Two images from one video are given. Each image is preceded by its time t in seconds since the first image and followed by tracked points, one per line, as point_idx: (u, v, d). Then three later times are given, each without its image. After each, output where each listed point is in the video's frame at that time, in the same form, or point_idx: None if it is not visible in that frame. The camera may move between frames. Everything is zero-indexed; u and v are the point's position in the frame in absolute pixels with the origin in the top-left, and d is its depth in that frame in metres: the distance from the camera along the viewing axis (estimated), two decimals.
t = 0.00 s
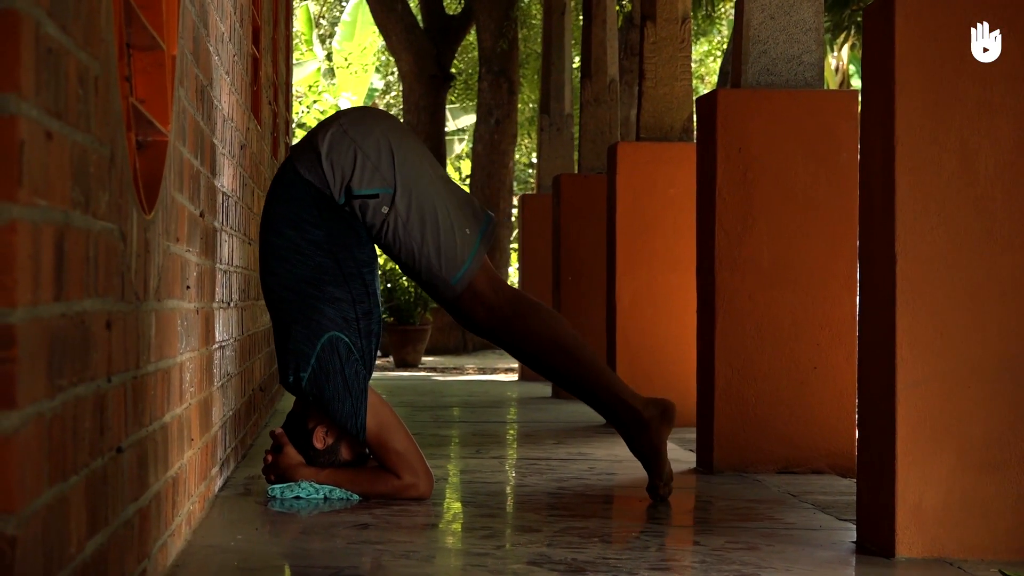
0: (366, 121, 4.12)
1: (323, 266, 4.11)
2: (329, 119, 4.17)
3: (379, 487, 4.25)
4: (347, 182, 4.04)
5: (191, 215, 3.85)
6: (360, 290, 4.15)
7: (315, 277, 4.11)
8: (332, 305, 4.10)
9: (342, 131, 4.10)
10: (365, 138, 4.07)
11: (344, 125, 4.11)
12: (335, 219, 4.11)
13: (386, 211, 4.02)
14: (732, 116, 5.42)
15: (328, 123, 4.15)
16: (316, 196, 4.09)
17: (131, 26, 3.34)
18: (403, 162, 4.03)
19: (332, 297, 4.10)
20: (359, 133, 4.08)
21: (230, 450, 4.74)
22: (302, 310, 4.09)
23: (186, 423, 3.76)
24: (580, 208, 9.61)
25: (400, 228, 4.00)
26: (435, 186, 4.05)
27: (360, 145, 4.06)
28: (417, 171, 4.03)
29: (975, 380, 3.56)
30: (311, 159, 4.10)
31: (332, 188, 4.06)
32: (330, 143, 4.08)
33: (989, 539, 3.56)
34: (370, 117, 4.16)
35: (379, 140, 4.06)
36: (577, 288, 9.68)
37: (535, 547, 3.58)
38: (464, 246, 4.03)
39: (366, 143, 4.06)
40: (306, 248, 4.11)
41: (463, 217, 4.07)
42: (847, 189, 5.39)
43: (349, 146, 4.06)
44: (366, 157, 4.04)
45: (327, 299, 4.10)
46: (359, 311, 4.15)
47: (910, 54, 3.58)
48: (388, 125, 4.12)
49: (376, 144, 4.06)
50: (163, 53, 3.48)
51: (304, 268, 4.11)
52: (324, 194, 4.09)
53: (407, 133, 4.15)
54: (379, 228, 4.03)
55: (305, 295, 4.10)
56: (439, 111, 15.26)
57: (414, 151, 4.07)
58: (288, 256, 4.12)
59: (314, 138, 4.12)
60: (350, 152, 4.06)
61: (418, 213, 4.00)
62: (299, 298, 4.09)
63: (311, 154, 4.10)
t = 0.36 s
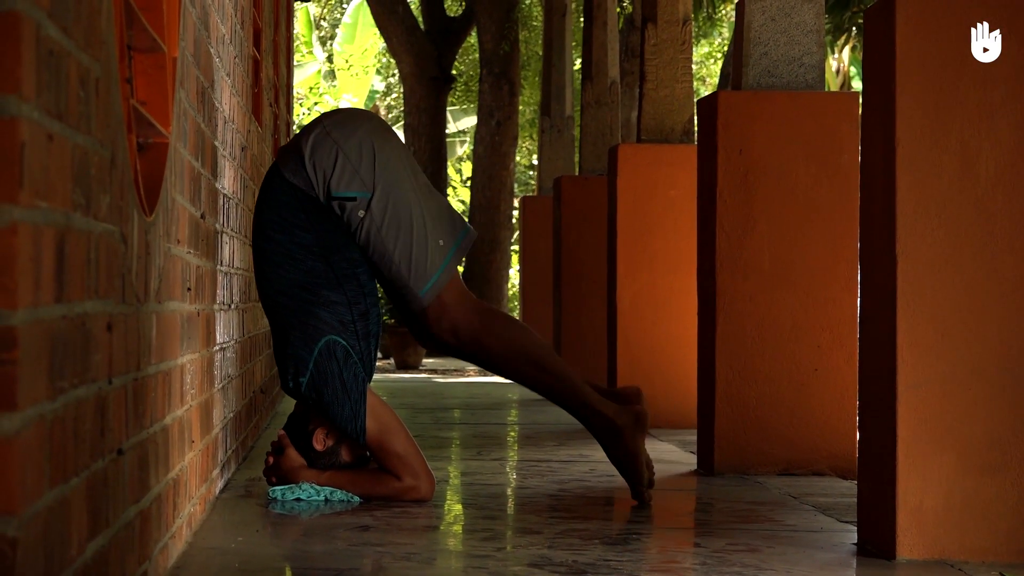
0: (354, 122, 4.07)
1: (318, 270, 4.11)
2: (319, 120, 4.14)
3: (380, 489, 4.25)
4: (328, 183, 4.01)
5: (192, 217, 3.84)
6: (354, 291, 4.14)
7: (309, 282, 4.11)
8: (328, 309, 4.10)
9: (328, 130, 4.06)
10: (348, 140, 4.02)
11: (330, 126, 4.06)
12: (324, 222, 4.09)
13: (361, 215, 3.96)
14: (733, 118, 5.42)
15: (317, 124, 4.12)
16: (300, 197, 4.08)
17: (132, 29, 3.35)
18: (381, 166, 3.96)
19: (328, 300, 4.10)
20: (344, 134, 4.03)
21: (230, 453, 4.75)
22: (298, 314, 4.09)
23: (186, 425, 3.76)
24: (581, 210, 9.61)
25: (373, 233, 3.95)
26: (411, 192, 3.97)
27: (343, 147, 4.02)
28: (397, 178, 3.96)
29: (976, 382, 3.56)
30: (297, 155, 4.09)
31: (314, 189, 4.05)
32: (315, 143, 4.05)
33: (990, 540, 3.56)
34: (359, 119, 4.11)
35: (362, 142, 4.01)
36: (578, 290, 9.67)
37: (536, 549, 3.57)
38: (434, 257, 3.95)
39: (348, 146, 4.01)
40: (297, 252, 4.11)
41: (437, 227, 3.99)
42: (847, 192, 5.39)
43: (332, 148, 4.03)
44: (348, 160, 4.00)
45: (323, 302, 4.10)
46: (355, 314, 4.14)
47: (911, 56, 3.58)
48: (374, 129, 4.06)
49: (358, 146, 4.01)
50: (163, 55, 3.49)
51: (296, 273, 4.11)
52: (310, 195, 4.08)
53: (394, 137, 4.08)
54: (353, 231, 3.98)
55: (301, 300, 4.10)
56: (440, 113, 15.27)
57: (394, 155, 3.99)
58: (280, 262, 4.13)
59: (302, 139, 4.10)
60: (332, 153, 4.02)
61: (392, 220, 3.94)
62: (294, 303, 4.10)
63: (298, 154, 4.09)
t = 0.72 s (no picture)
0: (370, 126, 4.14)
1: (323, 272, 4.10)
2: (344, 118, 4.23)
3: (384, 491, 4.26)
4: (329, 177, 4.09)
5: (195, 220, 3.84)
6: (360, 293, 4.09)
7: (318, 284, 4.10)
8: (334, 312, 4.07)
9: (344, 128, 4.15)
10: (359, 139, 4.09)
11: (347, 123, 4.15)
12: (332, 224, 4.10)
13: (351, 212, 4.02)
14: (739, 120, 5.42)
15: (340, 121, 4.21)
16: (302, 184, 4.16)
17: (135, 31, 3.35)
18: (382, 170, 4.02)
19: (335, 304, 4.07)
20: (356, 134, 4.11)
21: (234, 456, 4.74)
22: (304, 315, 4.09)
23: (190, 428, 3.76)
24: (585, 213, 9.61)
25: (356, 229, 4.00)
26: (402, 202, 4.01)
27: (354, 144, 4.09)
28: (393, 184, 4.01)
29: (978, 384, 3.56)
30: (310, 148, 4.18)
31: (314, 180, 4.13)
32: (329, 137, 4.14)
33: (993, 542, 3.56)
34: (380, 125, 4.18)
35: (371, 144, 4.08)
36: (582, 294, 9.67)
37: (539, 552, 3.57)
38: (403, 269, 3.95)
39: (358, 144, 4.08)
40: (305, 254, 4.12)
41: (416, 244, 4.00)
42: (850, 194, 5.40)
43: (342, 143, 4.10)
44: (353, 158, 4.06)
45: (328, 305, 4.08)
46: (363, 317, 4.10)
47: (913, 57, 3.58)
48: (391, 136, 4.14)
49: (366, 148, 4.07)
50: (167, 57, 3.49)
51: (306, 274, 4.11)
52: (314, 190, 4.13)
53: (408, 150, 4.14)
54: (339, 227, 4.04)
55: (306, 302, 4.10)
56: (442, 115, 15.28)
57: (398, 164, 4.05)
58: (290, 263, 4.14)
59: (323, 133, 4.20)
60: (340, 150, 4.09)
61: (378, 223, 3.98)
62: (300, 305, 4.10)
63: (313, 144, 4.18)
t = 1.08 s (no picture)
0: (381, 132, 4.15)
1: (330, 278, 4.11)
2: (354, 122, 4.23)
3: (386, 497, 4.25)
4: (340, 184, 4.10)
5: (195, 225, 3.84)
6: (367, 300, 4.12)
7: (324, 289, 4.10)
8: (339, 319, 4.08)
9: (354, 133, 4.16)
10: (370, 146, 4.10)
11: (358, 128, 4.16)
12: (340, 230, 4.13)
13: (360, 219, 4.05)
14: (738, 125, 5.42)
15: (349, 125, 4.22)
16: (311, 189, 4.17)
17: (135, 36, 3.36)
18: (393, 179, 4.04)
19: (340, 310, 4.09)
20: (366, 140, 4.12)
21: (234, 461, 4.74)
22: (310, 320, 4.09)
23: (191, 433, 3.76)
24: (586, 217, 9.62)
25: (366, 237, 4.03)
26: (412, 210, 4.04)
27: (364, 150, 4.10)
28: (403, 195, 4.04)
29: (979, 388, 3.56)
30: (321, 151, 4.19)
31: (324, 186, 4.14)
32: (339, 142, 4.15)
33: (994, 546, 3.56)
34: (390, 130, 4.20)
35: (382, 150, 4.09)
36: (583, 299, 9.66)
37: (540, 557, 3.57)
38: (413, 278, 3.97)
39: (369, 151, 4.10)
40: (314, 259, 4.13)
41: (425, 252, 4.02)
42: (850, 198, 5.39)
43: (351, 149, 4.11)
44: (363, 165, 4.08)
45: (334, 311, 4.09)
46: (369, 325, 4.11)
47: (913, 60, 3.58)
48: (401, 142, 4.15)
49: (378, 155, 4.09)
50: (167, 62, 3.50)
51: (312, 280, 4.12)
52: (324, 196, 4.15)
53: (417, 156, 4.17)
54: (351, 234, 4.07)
55: (313, 307, 4.10)
56: (443, 119, 15.28)
57: (408, 172, 4.08)
58: (297, 267, 4.14)
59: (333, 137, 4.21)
60: (351, 157, 4.10)
61: (388, 232, 4.01)
62: (307, 311, 4.10)
63: (322, 148, 4.18)
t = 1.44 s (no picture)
0: (382, 130, 4.13)
1: (339, 280, 4.08)
2: (352, 122, 4.20)
3: (388, 500, 4.25)
4: (344, 184, 4.08)
5: (197, 228, 3.84)
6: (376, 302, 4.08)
7: (333, 290, 4.08)
8: (346, 320, 4.06)
9: (355, 132, 4.12)
10: (372, 147, 4.08)
11: (358, 129, 4.13)
12: (348, 231, 4.10)
13: (368, 219, 4.05)
14: (739, 128, 5.41)
15: (348, 125, 4.18)
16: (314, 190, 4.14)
17: (136, 39, 3.36)
18: (399, 179, 4.04)
19: (348, 310, 4.07)
20: (368, 140, 4.09)
21: (236, 464, 4.74)
22: (319, 321, 4.07)
23: (192, 436, 3.76)
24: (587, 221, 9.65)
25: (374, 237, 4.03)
26: (419, 209, 4.05)
27: (367, 151, 4.08)
28: (410, 194, 4.05)
29: (981, 390, 3.56)
30: (321, 151, 4.15)
31: (329, 187, 4.12)
32: (340, 143, 4.11)
33: (996, 549, 3.56)
34: (389, 129, 4.18)
35: (385, 150, 4.08)
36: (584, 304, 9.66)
37: (542, 560, 3.57)
38: (424, 276, 3.99)
39: (372, 152, 4.08)
40: (324, 261, 4.09)
41: (435, 249, 4.05)
42: (852, 201, 5.39)
43: (354, 150, 4.09)
44: (367, 166, 4.06)
45: (343, 312, 4.06)
46: (376, 326, 4.09)
47: (914, 62, 3.58)
48: (402, 141, 4.14)
49: (381, 155, 4.07)
50: (169, 65, 3.49)
51: (322, 281, 4.09)
52: (327, 196, 4.13)
53: (419, 154, 4.16)
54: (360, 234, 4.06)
55: (320, 308, 4.08)
56: (444, 122, 15.29)
57: (413, 171, 4.07)
58: (307, 270, 4.11)
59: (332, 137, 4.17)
60: (355, 158, 4.08)
61: (397, 231, 4.02)
62: (315, 312, 4.08)
63: (323, 150, 4.15)
